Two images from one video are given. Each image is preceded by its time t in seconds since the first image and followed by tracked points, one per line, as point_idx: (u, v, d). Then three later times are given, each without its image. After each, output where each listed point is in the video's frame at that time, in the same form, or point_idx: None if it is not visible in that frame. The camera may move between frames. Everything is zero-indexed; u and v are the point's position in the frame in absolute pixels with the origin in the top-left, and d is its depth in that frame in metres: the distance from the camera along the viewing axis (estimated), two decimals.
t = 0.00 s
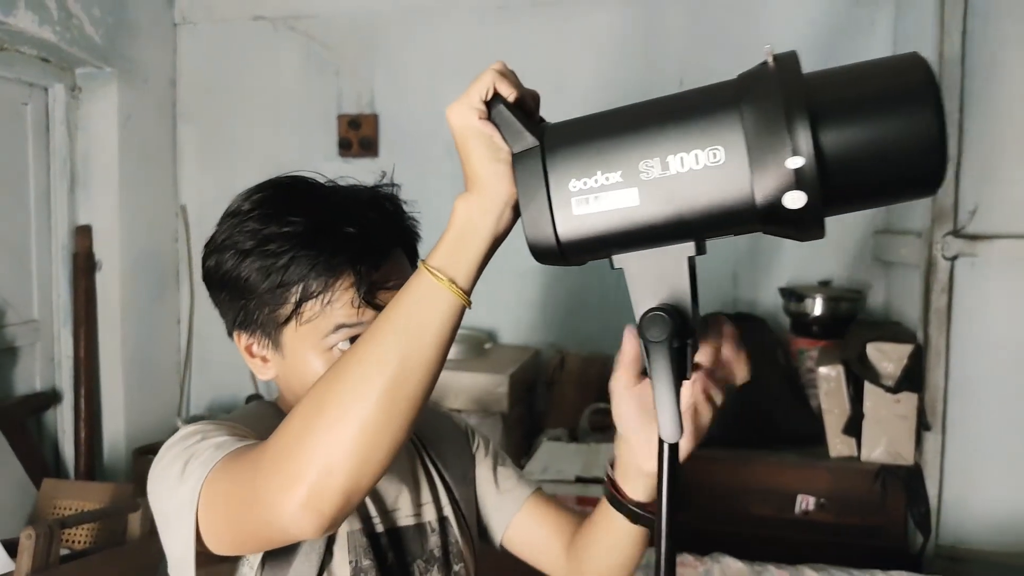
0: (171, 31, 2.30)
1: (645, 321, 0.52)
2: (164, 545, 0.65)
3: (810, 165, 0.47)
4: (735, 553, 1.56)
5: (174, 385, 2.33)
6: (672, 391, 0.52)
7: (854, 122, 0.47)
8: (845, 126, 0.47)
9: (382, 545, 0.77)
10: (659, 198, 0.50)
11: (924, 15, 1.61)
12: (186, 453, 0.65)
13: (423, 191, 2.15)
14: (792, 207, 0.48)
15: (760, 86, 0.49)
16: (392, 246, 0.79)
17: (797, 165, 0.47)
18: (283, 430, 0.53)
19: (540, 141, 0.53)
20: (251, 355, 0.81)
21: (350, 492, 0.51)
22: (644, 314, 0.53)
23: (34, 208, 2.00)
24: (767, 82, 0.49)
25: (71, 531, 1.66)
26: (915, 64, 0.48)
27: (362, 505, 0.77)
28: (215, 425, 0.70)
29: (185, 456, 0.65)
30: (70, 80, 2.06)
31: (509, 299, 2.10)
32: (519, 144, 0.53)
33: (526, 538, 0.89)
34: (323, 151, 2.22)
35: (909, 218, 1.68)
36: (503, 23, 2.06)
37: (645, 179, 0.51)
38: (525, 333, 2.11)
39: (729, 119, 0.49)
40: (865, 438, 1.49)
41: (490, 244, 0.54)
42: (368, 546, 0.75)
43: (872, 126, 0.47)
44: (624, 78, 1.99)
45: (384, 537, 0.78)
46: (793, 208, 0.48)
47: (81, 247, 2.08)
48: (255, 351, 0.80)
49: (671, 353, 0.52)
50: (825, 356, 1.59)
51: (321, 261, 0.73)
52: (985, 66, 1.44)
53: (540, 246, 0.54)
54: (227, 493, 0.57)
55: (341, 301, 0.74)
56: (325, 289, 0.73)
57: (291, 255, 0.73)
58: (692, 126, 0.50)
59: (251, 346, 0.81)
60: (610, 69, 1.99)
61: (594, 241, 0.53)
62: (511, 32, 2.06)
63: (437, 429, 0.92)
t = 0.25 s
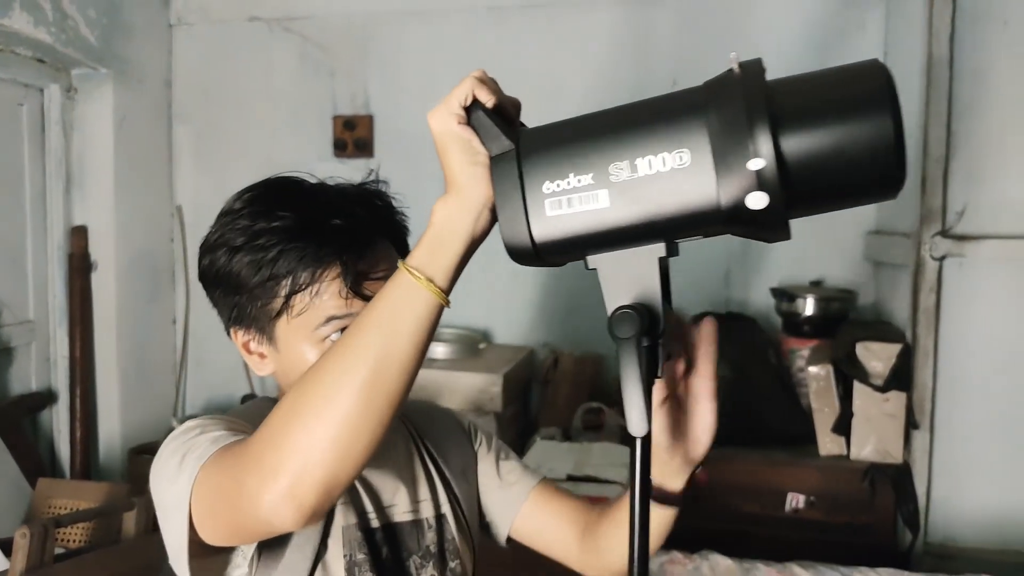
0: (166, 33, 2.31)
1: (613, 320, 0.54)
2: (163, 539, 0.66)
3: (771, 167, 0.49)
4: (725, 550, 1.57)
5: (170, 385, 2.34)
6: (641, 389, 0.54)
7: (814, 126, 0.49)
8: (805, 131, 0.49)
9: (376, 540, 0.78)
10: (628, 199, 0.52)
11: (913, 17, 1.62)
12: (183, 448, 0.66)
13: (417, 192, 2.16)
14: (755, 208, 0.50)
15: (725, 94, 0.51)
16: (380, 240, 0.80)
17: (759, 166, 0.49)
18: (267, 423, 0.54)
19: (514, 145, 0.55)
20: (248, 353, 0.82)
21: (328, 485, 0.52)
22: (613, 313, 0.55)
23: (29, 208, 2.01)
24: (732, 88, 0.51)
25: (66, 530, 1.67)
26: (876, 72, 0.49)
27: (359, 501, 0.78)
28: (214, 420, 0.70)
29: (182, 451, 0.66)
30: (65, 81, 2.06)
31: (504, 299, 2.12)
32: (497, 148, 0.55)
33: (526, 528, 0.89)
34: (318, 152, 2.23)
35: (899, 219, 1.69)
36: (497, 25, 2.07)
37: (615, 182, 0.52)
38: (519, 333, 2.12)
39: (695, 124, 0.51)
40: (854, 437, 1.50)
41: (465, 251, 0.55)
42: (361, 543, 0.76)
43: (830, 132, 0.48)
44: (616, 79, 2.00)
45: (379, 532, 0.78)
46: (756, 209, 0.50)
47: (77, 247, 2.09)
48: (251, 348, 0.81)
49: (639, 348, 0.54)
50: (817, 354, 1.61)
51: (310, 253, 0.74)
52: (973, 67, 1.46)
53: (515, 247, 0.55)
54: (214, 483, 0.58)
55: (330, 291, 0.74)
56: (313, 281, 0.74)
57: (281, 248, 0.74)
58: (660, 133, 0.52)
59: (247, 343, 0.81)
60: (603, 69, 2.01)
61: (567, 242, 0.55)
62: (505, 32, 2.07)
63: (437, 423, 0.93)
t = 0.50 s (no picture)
0: (159, 33, 2.31)
1: (587, 316, 0.54)
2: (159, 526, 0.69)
3: (743, 174, 0.49)
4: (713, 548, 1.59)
5: (163, 385, 2.35)
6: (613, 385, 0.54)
7: (787, 135, 0.49)
8: (778, 139, 0.49)
9: (370, 536, 0.78)
10: (606, 200, 0.53)
11: (901, 19, 1.64)
12: (180, 439, 0.69)
13: (410, 193, 2.17)
14: (728, 212, 0.51)
15: (703, 99, 0.52)
16: (377, 234, 0.81)
17: (730, 172, 0.50)
18: (255, 406, 0.57)
19: (499, 144, 0.56)
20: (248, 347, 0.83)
21: (307, 469, 0.54)
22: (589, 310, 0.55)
23: (22, 209, 2.01)
24: (710, 94, 0.52)
25: (59, 530, 1.67)
26: (846, 86, 0.49)
27: (353, 496, 0.79)
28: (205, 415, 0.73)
29: (178, 442, 0.69)
30: (58, 81, 2.06)
31: (496, 298, 2.13)
32: (482, 145, 0.57)
33: (522, 534, 0.89)
34: (311, 152, 2.24)
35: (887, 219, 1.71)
36: (489, 26, 2.08)
37: (594, 182, 0.53)
38: (512, 332, 2.13)
39: (672, 130, 0.52)
40: (843, 435, 1.51)
41: (446, 247, 0.57)
42: (356, 540, 0.76)
43: (801, 143, 0.49)
44: (608, 80, 2.01)
45: (374, 528, 0.79)
46: (728, 213, 0.51)
47: (70, 247, 2.09)
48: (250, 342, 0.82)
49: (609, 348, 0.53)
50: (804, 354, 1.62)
51: (303, 246, 0.75)
52: (960, 68, 1.47)
53: (497, 244, 0.57)
54: (203, 465, 0.61)
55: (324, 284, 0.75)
56: (306, 274, 0.75)
57: (276, 243, 0.76)
58: (640, 136, 0.53)
59: (247, 338, 0.82)
60: (595, 70, 2.02)
61: (547, 241, 0.56)
62: (498, 33, 2.08)
63: (436, 421, 0.93)
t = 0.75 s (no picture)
0: (145, 31, 2.30)
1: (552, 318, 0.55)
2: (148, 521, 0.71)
3: (706, 177, 0.50)
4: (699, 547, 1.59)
5: (149, 386, 2.33)
6: (574, 383, 0.56)
7: (749, 138, 0.50)
8: (740, 141, 0.50)
9: (359, 534, 0.78)
10: (572, 201, 0.54)
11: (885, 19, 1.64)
12: (165, 438, 0.71)
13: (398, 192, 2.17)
14: (692, 215, 0.51)
15: (666, 101, 0.52)
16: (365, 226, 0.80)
17: (694, 174, 0.50)
18: (223, 409, 0.58)
19: (467, 145, 0.57)
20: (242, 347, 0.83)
21: (273, 471, 0.55)
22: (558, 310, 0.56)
23: (6, 209, 1.99)
24: (673, 97, 0.52)
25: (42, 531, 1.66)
26: (815, 84, 0.50)
27: (342, 494, 0.79)
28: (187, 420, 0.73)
29: (164, 440, 0.71)
30: (43, 80, 2.05)
31: (483, 298, 2.13)
32: (450, 143, 0.58)
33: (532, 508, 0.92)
34: (298, 152, 2.23)
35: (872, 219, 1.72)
36: (477, 26, 2.08)
37: (559, 183, 0.54)
38: (499, 332, 2.13)
39: (636, 131, 0.53)
40: (828, 434, 1.52)
41: (415, 248, 0.57)
42: (346, 539, 0.76)
43: (765, 144, 0.49)
44: (595, 80, 2.02)
45: (365, 526, 0.78)
46: (693, 216, 0.51)
47: (54, 247, 2.07)
48: (242, 339, 0.81)
49: (575, 350, 0.55)
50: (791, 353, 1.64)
51: (290, 240, 0.75)
52: (943, 69, 1.48)
53: (466, 243, 0.57)
54: (177, 464, 0.62)
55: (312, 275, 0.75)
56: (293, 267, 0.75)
57: (264, 235, 0.75)
58: (606, 138, 0.53)
59: (236, 333, 0.81)
60: (582, 70, 2.02)
61: (515, 241, 0.57)
62: (485, 33, 2.07)
63: (432, 420, 0.93)
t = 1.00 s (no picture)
0: (137, 30, 2.29)
1: (539, 318, 0.55)
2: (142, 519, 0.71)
3: (696, 182, 0.50)
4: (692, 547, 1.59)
5: (141, 386, 2.32)
6: (559, 385, 0.55)
7: (741, 144, 0.50)
8: (732, 146, 0.50)
9: (355, 535, 0.77)
10: (562, 201, 0.54)
11: (878, 19, 1.65)
12: (159, 435, 0.71)
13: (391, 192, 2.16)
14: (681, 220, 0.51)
15: (659, 102, 0.52)
16: (350, 216, 0.80)
17: (684, 178, 0.50)
18: (213, 406, 0.57)
19: (459, 141, 0.57)
20: (234, 347, 0.82)
21: (262, 469, 0.55)
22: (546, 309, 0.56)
23: None
24: (666, 97, 0.52)
25: (33, 533, 1.65)
26: (811, 92, 0.49)
27: (338, 494, 0.78)
28: (181, 420, 0.72)
29: (157, 438, 0.71)
30: (33, 79, 2.03)
31: (477, 298, 2.13)
32: (441, 138, 0.58)
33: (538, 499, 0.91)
34: (290, 151, 2.23)
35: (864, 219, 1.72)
36: (470, 25, 2.08)
37: (550, 182, 0.54)
38: (493, 332, 2.13)
39: (627, 132, 0.52)
40: (820, 433, 1.53)
41: (402, 243, 0.58)
42: (342, 539, 0.75)
43: (756, 151, 0.49)
44: (588, 80, 2.02)
45: (360, 527, 0.78)
46: (682, 219, 0.51)
47: (45, 247, 2.06)
48: (233, 338, 0.81)
49: (560, 350, 0.54)
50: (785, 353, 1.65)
51: (273, 230, 0.75)
52: (936, 69, 1.48)
53: (456, 239, 0.58)
54: (166, 467, 0.62)
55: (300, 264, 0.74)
56: (278, 256, 0.75)
57: (250, 228, 0.76)
58: (596, 139, 0.53)
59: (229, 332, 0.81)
60: (575, 70, 2.02)
61: (504, 238, 0.57)
62: (479, 32, 2.07)
63: (429, 417, 0.92)
